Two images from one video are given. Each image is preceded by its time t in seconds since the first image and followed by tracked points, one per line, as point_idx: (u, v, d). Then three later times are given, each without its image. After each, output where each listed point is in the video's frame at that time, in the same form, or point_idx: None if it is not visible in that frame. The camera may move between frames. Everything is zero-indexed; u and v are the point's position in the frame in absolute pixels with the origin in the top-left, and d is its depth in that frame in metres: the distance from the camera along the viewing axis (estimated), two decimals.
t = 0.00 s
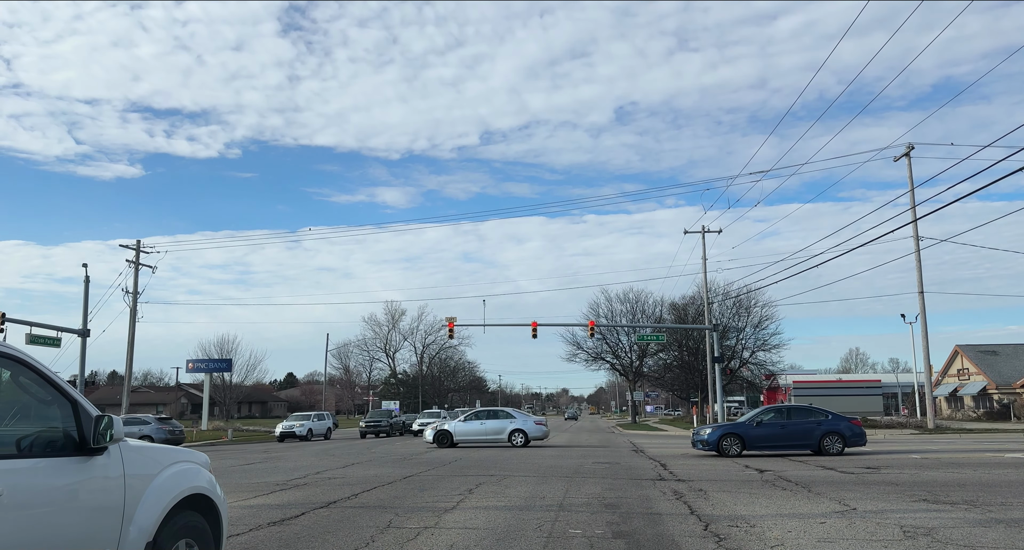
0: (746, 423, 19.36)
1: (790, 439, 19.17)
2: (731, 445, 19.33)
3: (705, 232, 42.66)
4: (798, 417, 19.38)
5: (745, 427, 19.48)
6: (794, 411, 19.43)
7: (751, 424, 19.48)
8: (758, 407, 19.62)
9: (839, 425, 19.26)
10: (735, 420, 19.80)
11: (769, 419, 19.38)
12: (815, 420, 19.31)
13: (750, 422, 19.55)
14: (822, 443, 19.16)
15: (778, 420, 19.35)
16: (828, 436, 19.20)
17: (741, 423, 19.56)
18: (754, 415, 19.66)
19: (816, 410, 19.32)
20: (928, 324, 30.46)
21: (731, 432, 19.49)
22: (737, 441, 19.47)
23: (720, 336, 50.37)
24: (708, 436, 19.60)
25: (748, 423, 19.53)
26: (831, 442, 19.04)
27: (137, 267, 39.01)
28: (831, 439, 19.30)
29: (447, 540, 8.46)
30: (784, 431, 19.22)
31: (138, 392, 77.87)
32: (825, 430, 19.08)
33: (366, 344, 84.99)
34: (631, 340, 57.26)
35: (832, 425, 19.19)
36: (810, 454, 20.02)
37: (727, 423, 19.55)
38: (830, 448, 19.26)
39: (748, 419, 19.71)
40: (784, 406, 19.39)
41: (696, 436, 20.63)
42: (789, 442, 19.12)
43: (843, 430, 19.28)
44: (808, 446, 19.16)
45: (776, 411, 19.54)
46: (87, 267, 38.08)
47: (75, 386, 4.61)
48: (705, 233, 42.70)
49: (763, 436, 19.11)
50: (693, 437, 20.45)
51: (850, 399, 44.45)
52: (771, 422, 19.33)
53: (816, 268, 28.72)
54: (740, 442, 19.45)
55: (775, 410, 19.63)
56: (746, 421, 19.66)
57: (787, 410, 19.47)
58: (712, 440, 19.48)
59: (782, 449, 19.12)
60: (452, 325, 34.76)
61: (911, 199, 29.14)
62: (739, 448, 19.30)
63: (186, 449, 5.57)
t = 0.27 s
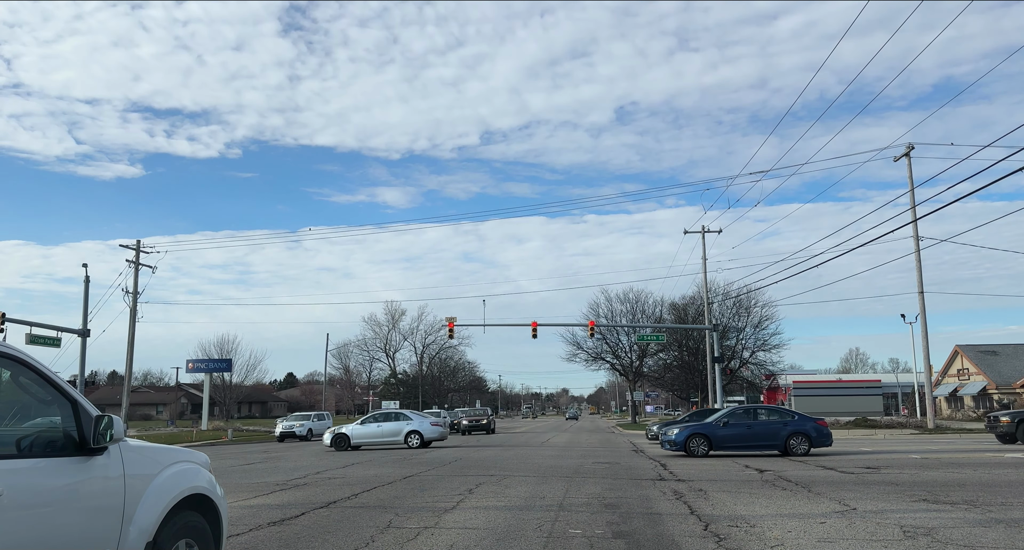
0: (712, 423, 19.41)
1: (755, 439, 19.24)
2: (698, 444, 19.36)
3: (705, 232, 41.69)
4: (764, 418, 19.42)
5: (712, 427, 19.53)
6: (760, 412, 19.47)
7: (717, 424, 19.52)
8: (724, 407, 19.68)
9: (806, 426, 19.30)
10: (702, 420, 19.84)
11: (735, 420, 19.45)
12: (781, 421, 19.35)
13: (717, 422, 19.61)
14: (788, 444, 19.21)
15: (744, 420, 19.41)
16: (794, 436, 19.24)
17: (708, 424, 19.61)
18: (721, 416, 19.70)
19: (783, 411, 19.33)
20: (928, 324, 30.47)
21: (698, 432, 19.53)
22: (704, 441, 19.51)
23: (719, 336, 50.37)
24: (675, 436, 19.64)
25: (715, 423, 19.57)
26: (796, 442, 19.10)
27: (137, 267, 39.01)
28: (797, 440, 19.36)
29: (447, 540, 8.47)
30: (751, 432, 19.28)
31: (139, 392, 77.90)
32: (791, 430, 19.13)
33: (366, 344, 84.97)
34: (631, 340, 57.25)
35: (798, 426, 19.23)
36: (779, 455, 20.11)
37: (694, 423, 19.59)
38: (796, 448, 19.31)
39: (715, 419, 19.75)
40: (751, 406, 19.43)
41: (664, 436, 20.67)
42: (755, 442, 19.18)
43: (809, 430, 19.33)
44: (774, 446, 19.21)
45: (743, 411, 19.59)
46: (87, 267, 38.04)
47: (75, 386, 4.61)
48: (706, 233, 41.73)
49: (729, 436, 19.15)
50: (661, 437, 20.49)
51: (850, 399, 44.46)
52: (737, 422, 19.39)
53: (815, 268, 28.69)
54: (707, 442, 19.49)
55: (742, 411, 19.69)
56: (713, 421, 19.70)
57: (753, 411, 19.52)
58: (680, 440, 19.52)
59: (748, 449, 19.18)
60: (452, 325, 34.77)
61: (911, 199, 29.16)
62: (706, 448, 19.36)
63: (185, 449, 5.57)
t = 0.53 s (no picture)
0: (677, 424, 19.47)
1: (720, 440, 19.23)
2: (663, 445, 19.44)
3: (705, 232, 42.85)
4: (729, 418, 19.41)
5: (677, 427, 19.59)
6: (726, 412, 19.46)
7: (683, 424, 19.57)
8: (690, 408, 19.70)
9: (771, 427, 19.22)
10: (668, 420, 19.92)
11: (700, 419, 19.47)
12: (746, 422, 19.32)
13: (683, 422, 19.66)
14: (752, 444, 19.16)
15: (710, 420, 19.43)
16: (758, 437, 19.18)
17: (673, 424, 19.66)
18: (687, 416, 19.74)
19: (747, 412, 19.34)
20: (928, 324, 30.44)
21: (663, 432, 19.63)
22: (670, 441, 19.60)
23: (719, 336, 50.40)
24: (640, 436, 19.75)
25: (680, 423, 19.63)
26: (761, 443, 19.05)
27: (136, 267, 38.99)
28: (761, 440, 19.30)
29: (447, 540, 8.47)
30: (715, 432, 19.28)
31: (139, 392, 77.90)
32: (755, 431, 19.07)
33: (366, 343, 84.93)
34: (631, 340, 57.23)
35: (762, 427, 19.18)
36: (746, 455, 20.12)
37: (659, 423, 19.68)
38: (761, 449, 19.25)
39: (681, 419, 19.81)
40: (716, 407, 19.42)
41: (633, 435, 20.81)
42: (719, 443, 19.18)
43: (774, 431, 19.24)
44: (738, 447, 19.19)
45: (708, 412, 19.61)
46: (86, 266, 37.99)
47: (75, 386, 4.61)
48: (706, 233, 42.88)
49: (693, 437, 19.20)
50: (629, 436, 20.64)
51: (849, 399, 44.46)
52: (702, 423, 19.40)
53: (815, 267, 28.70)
54: (672, 442, 19.58)
55: (708, 412, 19.71)
56: (679, 421, 19.76)
57: (718, 412, 19.54)
58: (644, 441, 19.63)
59: (713, 450, 19.18)
60: (452, 325, 34.76)
61: (911, 199, 29.14)
62: (670, 448, 19.46)
63: (185, 449, 5.57)
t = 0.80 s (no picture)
0: (642, 424, 19.59)
1: (684, 439, 19.48)
2: (626, 444, 19.54)
3: (706, 232, 43.37)
4: (692, 419, 19.69)
5: (641, 427, 19.71)
6: (690, 413, 19.74)
7: (647, 424, 19.72)
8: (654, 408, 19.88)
9: (732, 427, 19.60)
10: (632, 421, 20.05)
11: (664, 420, 19.66)
12: (708, 423, 19.63)
13: (647, 422, 19.82)
14: (715, 444, 19.49)
15: (674, 420, 19.65)
16: (721, 437, 19.53)
17: (638, 424, 19.78)
18: (650, 416, 19.91)
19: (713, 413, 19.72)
20: (928, 324, 30.45)
21: (627, 432, 19.72)
22: (633, 442, 19.74)
23: (719, 336, 50.42)
24: (604, 436, 19.77)
25: (644, 424, 19.76)
26: (723, 443, 19.40)
27: (136, 267, 38.99)
28: (723, 440, 19.64)
29: (447, 540, 8.46)
30: (679, 432, 19.51)
31: (139, 392, 77.98)
32: (718, 431, 19.41)
33: (366, 343, 84.93)
34: (631, 340, 57.22)
35: (724, 427, 19.53)
36: (708, 456, 20.35)
37: (624, 423, 19.77)
38: (723, 449, 19.58)
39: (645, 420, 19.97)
40: (680, 407, 19.66)
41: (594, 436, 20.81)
42: (683, 442, 19.42)
43: (736, 431, 19.63)
44: (700, 447, 19.48)
45: (672, 412, 19.84)
46: (86, 267, 37.96)
47: (75, 386, 4.61)
48: (706, 233, 43.40)
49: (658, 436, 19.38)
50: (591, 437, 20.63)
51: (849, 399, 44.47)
52: (667, 422, 19.61)
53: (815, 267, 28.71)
54: (636, 442, 19.70)
55: (672, 413, 19.93)
56: (642, 422, 19.91)
57: (682, 412, 19.79)
58: (609, 441, 19.65)
59: (676, 449, 19.41)
60: (452, 325, 34.77)
61: (911, 200, 29.17)
62: (634, 448, 19.55)
63: (186, 449, 5.57)
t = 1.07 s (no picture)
0: (603, 424, 19.65)
1: (645, 439, 19.55)
2: (589, 444, 19.60)
3: (705, 232, 42.29)
4: (654, 419, 19.74)
5: (603, 426, 19.75)
6: (652, 413, 19.79)
7: (608, 424, 19.76)
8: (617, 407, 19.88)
9: (693, 427, 19.66)
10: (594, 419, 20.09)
11: (626, 420, 19.72)
12: (669, 423, 19.68)
13: (609, 422, 19.87)
14: (676, 445, 19.54)
15: (635, 421, 19.67)
16: (682, 438, 19.57)
17: (599, 423, 19.82)
18: (613, 415, 19.93)
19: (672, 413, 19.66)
20: (928, 324, 30.44)
21: (588, 431, 19.78)
22: (595, 441, 19.86)
23: (719, 336, 50.43)
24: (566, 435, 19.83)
25: (606, 423, 19.82)
26: (684, 444, 19.44)
27: (136, 267, 39.01)
28: (684, 441, 19.69)
29: (447, 540, 8.46)
30: (640, 432, 19.57)
31: (139, 392, 77.95)
32: (679, 431, 19.47)
33: (366, 343, 84.93)
34: (631, 340, 57.19)
35: (685, 427, 19.59)
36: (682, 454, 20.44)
37: (586, 422, 19.80)
38: (684, 449, 19.62)
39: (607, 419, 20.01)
40: (643, 407, 19.69)
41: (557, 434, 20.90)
42: (644, 443, 19.47)
43: (697, 432, 19.68)
44: (662, 447, 19.53)
45: (634, 412, 19.88)
46: (86, 267, 37.97)
47: (75, 386, 4.61)
48: (705, 233, 42.38)
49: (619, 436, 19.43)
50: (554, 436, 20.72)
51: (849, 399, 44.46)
52: (628, 422, 19.68)
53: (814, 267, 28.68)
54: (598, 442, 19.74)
55: (634, 413, 19.96)
56: (604, 420, 19.95)
57: (644, 412, 19.82)
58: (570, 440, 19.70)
59: (636, 449, 19.50)
60: (452, 325, 34.74)
61: (911, 199, 29.17)
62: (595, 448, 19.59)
63: (185, 449, 5.56)
